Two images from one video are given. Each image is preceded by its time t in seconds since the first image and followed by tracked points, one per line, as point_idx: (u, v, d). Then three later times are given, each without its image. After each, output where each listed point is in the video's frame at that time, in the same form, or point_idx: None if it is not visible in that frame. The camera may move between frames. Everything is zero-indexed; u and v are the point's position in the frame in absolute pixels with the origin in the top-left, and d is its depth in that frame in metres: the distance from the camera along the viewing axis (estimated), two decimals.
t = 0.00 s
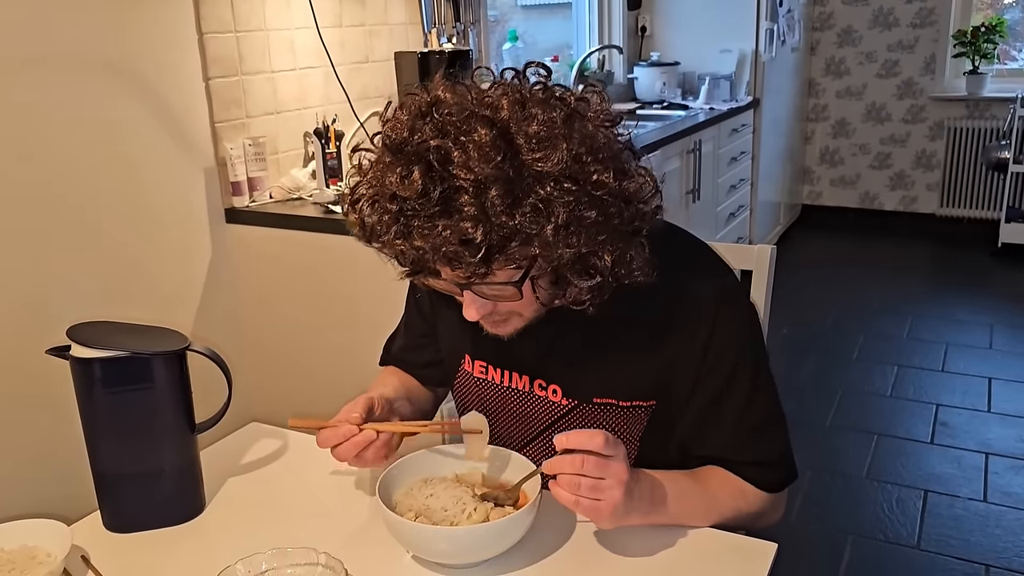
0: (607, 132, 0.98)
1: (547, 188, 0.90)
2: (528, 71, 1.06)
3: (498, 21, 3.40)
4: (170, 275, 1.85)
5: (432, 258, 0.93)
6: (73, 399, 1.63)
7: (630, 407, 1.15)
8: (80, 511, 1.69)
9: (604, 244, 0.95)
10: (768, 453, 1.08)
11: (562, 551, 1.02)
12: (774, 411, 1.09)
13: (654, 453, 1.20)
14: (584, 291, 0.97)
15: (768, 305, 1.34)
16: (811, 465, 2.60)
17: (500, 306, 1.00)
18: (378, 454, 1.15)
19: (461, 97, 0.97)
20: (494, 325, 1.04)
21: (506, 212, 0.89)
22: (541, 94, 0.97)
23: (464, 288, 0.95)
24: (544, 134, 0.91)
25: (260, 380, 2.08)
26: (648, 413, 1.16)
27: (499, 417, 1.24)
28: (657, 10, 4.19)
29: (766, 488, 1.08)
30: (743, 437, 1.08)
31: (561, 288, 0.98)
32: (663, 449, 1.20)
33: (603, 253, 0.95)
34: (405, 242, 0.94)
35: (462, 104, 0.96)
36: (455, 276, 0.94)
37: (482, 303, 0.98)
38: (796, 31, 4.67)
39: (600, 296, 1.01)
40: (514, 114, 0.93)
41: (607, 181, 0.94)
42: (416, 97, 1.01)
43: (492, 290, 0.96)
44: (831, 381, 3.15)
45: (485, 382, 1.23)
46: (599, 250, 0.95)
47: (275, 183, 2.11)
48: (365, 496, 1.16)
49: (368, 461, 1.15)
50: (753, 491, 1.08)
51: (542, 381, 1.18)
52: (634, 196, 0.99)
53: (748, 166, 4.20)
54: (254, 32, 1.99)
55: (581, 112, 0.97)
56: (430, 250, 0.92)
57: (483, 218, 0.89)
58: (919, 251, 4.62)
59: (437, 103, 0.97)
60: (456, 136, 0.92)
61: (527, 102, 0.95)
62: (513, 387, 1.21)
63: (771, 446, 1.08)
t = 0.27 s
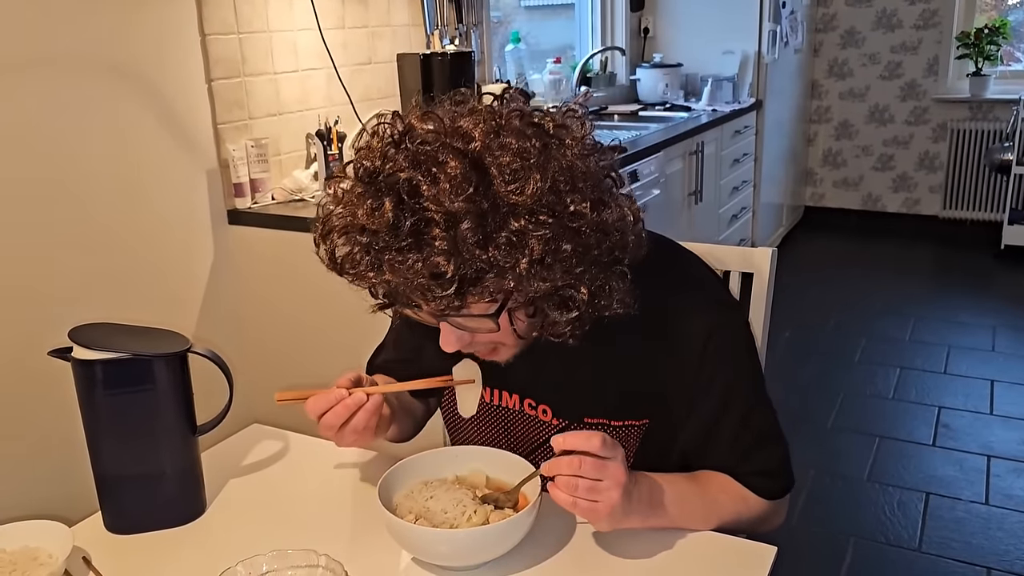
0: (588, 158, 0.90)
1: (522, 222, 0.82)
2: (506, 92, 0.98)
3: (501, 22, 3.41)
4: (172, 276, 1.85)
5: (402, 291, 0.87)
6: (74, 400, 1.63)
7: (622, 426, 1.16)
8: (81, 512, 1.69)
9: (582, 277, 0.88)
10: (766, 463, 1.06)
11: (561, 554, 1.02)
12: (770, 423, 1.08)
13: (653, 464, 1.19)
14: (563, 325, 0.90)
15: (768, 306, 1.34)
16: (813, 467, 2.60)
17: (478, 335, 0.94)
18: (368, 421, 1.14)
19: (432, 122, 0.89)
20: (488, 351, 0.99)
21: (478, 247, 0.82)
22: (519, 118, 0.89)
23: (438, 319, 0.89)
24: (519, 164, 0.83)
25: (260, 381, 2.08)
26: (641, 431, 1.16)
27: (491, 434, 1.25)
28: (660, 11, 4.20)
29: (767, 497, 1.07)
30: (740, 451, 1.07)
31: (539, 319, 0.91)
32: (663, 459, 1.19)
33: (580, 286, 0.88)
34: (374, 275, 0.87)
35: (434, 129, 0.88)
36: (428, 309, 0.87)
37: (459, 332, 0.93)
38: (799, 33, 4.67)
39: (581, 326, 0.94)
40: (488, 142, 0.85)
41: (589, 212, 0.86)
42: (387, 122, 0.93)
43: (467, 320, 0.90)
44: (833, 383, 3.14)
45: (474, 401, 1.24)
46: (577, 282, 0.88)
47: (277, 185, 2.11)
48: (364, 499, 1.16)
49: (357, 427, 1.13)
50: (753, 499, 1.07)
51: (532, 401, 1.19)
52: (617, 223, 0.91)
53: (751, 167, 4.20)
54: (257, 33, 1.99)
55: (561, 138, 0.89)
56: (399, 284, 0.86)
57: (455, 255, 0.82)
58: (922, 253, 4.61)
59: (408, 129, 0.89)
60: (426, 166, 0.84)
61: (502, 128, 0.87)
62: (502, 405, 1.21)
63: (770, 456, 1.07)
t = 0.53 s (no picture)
0: (587, 180, 0.90)
1: (514, 242, 0.82)
2: (507, 108, 0.97)
3: (504, 22, 3.41)
4: (173, 277, 1.85)
5: (390, 307, 0.87)
6: (75, 401, 1.64)
7: (620, 438, 1.15)
8: (82, 513, 1.69)
9: (573, 302, 0.88)
10: (768, 469, 1.06)
11: (560, 556, 1.02)
12: (771, 430, 1.07)
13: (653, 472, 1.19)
14: (553, 347, 0.90)
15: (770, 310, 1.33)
16: (815, 468, 2.59)
17: (467, 355, 0.94)
18: (362, 411, 1.12)
19: (429, 136, 0.89)
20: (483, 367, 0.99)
21: (468, 266, 0.82)
22: (517, 137, 0.88)
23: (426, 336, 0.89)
24: (514, 183, 0.83)
25: (261, 382, 2.09)
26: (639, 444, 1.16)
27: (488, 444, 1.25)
28: (663, 12, 4.20)
29: (770, 502, 1.07)
30: (741, 460, 1.07)
31: (529, 341, 0.91)
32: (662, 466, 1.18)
33: (571, 310, 0.88)
34: (361, 289, 0.87)
35: (430, 144, 0.87)
36: (415, 326, 0.88)
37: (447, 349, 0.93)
38: (801, 34, 4.66)
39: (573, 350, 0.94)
40: (484, 159, 0.84)
41: (582, 235, 0.86)
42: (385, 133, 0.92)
43: (454, 339, 0.90)
44: (835, 385, 3.14)
45: (470, 412, 1.23)
46: (568, 307, 0.88)
47: (280, 185, 2.11)
48: (364, 500, 1.16)
49: (351, 417, 1.12)
50: (756, 504, 1.07)
51: (528, 414, 1.19)
52: (613, 248, 0.91)
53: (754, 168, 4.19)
54: (260, 34, 1.99)
55: (559, 157, 0.89)
56: (387, 300, 0.86)
57: (444, 272, 0.82)
58: (925, 254, 4.60)
59: (404, 142, 0.89)
60: (419, 181, 0.84)
61: (500, 146, 0.86)
62: (499, 417, 1.21)
63: (772, 462, 1.07)
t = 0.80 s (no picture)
0: (593, 194, 0.89)
1: (511, 252, 0.82)
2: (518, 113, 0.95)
3: (508, 22, 3.41)
4: (176, 276, 1.85)
5: (382, 305, 0.86)
6: (78, 400, 1.64)
7: (624, 440, 1.15)
8: (84, 512, 1.69)
9: (566, 316, 0.88)
10: (773, 471, 1.06)
11: (563, 555, 1.02)
12: (775, 432, 1.07)
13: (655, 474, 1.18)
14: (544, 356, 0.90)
15: (774, 309, 1.33)
16: (818, 469, 2.59)
17: (460, 357, 0.94)
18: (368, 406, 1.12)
19: (435, 136, 0.87)
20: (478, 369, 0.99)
21: (463, 273, 0.81)
22: (526, 144, 0.87)
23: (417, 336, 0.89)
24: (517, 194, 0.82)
25: (264, 381, 2.08)
26: (642, 446, 1.15)
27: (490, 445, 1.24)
28: (667, 12, 4.20)
29: (774, 503, 1.07)
30: (745, 462, 1.06)
31: (520, 349, 0.91)
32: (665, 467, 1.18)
33: (564, 323, 0.88)
34: (354, 284, 0.87)
35: (436, 144, 0.86)
36: (406, 325, 0.87)
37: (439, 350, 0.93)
38: (805, 33, 4.65)
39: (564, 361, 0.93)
40: (489, 165, 0.83)
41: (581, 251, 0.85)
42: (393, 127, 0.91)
43: (445, 341, 0.90)
44: (839, 385, 3.13)
45: (473, 414, 1.23)
46: (561, 320, 0.88)
47: (283, 184, 2.11)
48: (366, 499, 1.16)
49: (358, 413, 1.11)
50: (760, 506, 1.07)
51: (531, 416, 1.19)
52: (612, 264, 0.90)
53: (757, 168, 4.19)
54: (263, 33, 1.99)
55: (566, 168, 0.88)
56: (380, 299, 0.86)
57: (438, 277, 0.81)
58: (929, 254, 4.59)
59: (410, 140, 0.87)
60: (422, 182, 0.82)
61: (507, 152, 0.85)
62: (501, 419, 1.21)
63: (776, 464, 1.07)
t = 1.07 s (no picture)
0: (602, 198, 0.88)
1: (504, 236, 0.82)
2: (545, 112, 0.95)
3: (512, 22, 3.41)
4: (178, 276, 1.85)
5: (374, 269, 0.88)
6: (81, 400, 1.64)
7: (627, 441, 1.15)
8: (86, 512, 1.69)
9: (552, 313, 0.87)
10: (777, 474, 1.06)
11: (565, 557, 1.02)
12: (779, 436, 1.07)
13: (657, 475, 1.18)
14: (529, 349, 0.89)
15: (777, 307, 1.33)
16: (822, 470, 2.58)
17: (446, 338, 0.94)
18: (388, 408, 1.14)
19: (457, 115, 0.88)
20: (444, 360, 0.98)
21: (454, 247, 0.82)
22: (543, 137, 0.87)
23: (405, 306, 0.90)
24: (521, 179, 0.82)
25: (268, 380, 2.08)
26: (646, 446, 1.15)
27: (493, 443, 1.24)
28: (671, 12, 4.19)
29: (777, 506, 1.07)
30: (748, 465, 1.06)
31: (505, 339, 0.90)
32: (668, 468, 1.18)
33: (550, 319, 0.87)
34: (352, 245, 0.88)
35: (455, 121, 0.87)
36: (394, 293, 0.88)
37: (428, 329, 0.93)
38: (810, 34, 4.64)
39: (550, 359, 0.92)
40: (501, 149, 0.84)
41: (574, 248, 0.84)
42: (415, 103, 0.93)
43: (432, 319, 0.91)
44: (843, 386, 3.12)
45: (476, 412, 1.23)
46: (546, 316, 0.87)
47: (286, 184, 2.11)
48: (368, 500, 1.16)
49: (383, 417, 1.13)
50: (763, 508, 1.07)
51: (534, 415, 1.18)
52: (608, 268, 0.89)
53: (762, 168, 4.18)
54: (266, 34, 1.99)
55: (580, 168, 0.87)
56: (372, 261, 0.87)
57: (428, 246, 0.82)
58: (934, 255, 4.58)
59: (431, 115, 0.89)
60: (433, 153, 0.84)
61: (521, 140, 0.86)
62: (505, 417, 1.20)
63: (780, 467, 1.07)
